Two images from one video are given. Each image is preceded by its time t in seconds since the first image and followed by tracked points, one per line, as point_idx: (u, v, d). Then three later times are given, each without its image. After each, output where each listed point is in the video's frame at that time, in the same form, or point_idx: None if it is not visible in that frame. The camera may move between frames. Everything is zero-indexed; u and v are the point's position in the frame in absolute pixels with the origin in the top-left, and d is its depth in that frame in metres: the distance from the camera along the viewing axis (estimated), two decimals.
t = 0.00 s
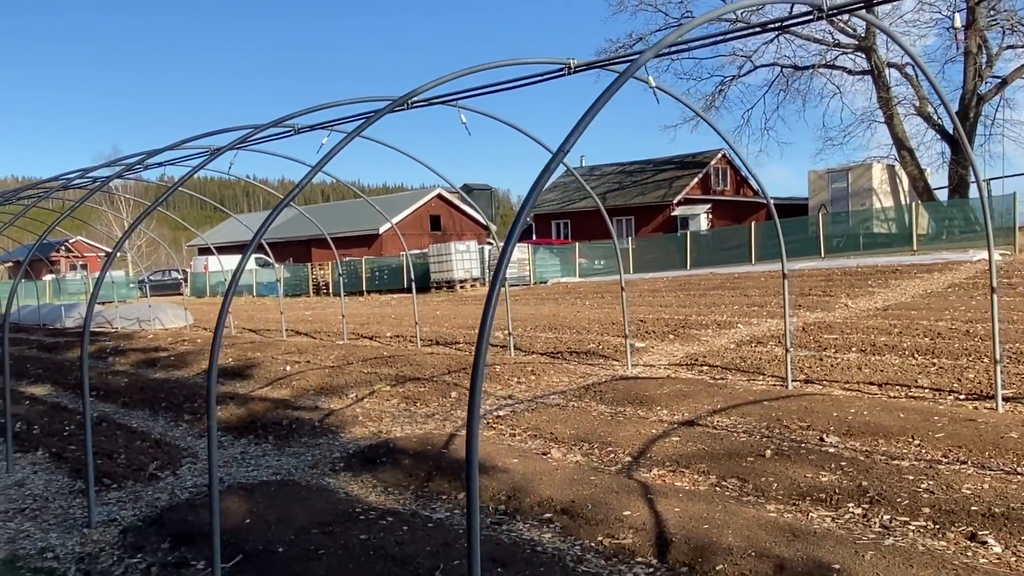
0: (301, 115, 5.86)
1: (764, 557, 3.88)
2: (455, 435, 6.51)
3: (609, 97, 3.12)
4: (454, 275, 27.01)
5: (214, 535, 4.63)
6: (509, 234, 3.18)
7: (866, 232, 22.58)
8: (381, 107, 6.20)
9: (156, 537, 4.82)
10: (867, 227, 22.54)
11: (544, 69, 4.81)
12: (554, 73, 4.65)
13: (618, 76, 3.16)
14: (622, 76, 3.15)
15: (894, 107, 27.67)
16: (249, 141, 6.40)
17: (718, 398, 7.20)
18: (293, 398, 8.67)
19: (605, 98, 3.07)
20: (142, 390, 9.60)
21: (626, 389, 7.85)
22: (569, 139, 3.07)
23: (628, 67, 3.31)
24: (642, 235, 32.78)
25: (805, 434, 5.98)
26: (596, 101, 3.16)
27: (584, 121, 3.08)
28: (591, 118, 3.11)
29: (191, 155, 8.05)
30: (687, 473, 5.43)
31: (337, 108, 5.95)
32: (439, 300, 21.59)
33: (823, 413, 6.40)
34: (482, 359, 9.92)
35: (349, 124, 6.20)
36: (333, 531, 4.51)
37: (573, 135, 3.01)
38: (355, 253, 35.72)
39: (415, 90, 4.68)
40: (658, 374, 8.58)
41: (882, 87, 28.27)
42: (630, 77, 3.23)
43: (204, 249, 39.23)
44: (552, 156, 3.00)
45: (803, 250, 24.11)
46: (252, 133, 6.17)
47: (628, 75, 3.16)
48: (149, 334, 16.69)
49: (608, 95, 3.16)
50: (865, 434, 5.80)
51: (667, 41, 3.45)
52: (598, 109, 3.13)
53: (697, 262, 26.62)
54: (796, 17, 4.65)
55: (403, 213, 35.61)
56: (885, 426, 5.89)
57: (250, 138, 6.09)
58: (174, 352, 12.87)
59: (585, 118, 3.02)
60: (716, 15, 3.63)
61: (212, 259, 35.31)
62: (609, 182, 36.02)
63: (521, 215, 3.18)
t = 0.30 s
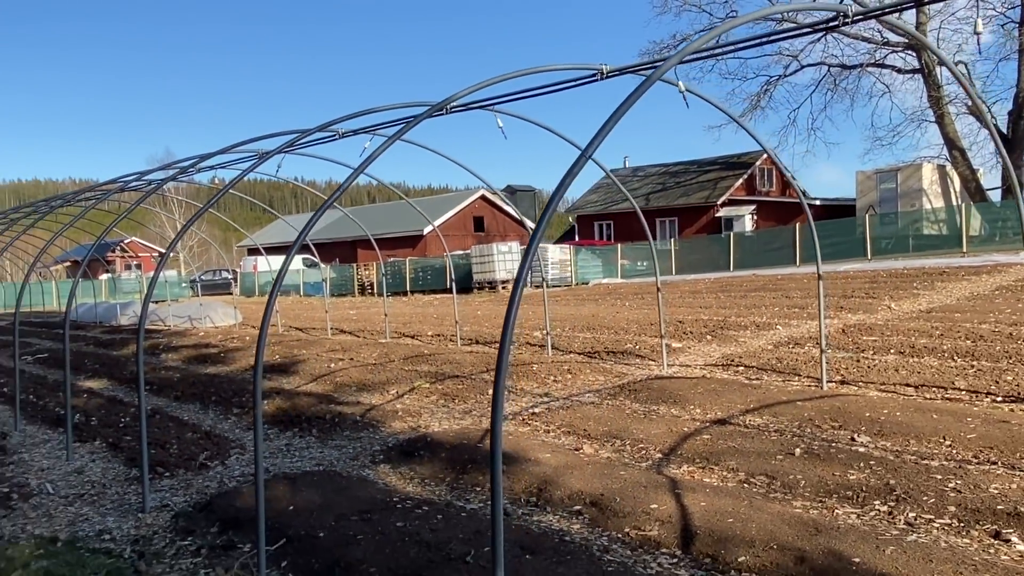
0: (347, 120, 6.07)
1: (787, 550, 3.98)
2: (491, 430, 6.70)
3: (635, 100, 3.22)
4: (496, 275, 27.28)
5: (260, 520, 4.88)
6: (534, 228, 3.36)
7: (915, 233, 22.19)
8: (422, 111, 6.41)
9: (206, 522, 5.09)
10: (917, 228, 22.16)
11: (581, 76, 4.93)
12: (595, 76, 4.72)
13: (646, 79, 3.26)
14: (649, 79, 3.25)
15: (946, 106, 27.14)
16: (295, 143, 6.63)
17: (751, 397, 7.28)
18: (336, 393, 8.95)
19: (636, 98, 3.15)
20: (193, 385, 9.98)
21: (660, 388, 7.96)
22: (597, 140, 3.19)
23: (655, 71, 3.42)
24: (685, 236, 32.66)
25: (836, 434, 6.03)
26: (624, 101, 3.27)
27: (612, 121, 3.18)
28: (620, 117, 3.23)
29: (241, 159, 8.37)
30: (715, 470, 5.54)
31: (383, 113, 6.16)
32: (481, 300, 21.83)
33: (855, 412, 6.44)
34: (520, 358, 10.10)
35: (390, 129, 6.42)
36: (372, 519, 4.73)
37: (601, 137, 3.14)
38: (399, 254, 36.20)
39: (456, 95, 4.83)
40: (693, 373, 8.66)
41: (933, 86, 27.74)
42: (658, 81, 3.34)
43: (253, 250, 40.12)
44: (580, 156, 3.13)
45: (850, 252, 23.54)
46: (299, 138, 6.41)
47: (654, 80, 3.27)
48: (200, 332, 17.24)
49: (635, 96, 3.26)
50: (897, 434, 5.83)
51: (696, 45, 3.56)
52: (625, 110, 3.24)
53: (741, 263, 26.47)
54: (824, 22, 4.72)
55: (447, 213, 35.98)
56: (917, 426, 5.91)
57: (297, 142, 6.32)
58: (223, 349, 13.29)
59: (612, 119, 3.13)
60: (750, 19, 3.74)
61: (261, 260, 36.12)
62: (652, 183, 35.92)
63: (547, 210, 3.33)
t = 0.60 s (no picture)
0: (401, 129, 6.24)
1: (821, 555, 4.02)
2: (536, 433, 6.85)
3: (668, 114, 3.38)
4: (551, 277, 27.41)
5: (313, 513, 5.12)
6: (576, 222, 3.41)
7: (983, 236, 21.86)
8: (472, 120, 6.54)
9: (262, 514, 5.35)
10: (985, 231, 21.84)
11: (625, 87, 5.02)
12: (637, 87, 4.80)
13: (680, 94, 3.42)
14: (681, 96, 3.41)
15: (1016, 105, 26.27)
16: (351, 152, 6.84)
17: (798, 404, 7.27)
18: (388, 393, 9.21)
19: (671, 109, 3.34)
20: (252, 383, 10.38)
21: (706, 393, 8.00)
22: (637, 144, 3.31)
23: (690, 85, 3.55)
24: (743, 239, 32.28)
25: (881, 441, 6.00)
26: (662, 112, 3.37)
27: (651, 129, 3.32)
28: (658, 125, 3.32)
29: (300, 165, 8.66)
30: (756, 475, 5.58)
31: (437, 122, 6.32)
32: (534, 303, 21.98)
33: (903, 420, 6.40)
34: (569, 361, 10.22)
35: (441, 138, 6.58)
36: (417, 515, 4.91)
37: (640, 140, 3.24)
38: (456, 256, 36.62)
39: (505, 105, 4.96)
40: (741, 379, 8.67)
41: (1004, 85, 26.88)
42: (691, 96, 3.48)
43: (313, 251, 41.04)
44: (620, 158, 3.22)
45: (912, 255, 22.97)
46: (354, 146, 6.61)
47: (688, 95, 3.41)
48: (261, 331, 17.78)
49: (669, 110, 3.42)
50: (944, 442, 5.78)
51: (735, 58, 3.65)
52: (663, 122, 3.39)
53: (799, 267, 26.12)
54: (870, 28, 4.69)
55: (503, 216, 36.22)
56: (965, 435, 5.85)
57: (353, 150, 6.52)
58: (283, 349, 13.72)
59: (650, 126, 3.26)
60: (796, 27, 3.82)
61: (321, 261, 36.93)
62: (710, 185, 35.57)
63: (586, 210, 3.41)
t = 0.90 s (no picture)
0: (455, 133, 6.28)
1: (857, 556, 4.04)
2: (583, 432, 6.93)
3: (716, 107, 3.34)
4: (610, 278, 27.38)
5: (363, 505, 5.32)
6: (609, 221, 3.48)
7: None
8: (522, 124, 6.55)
9: (315, 504, 5.58)
10: None
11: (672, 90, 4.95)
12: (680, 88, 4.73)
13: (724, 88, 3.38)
14: (726, 89, 3.38)
15: None
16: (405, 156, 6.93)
17: (850, 407, 7.18)
18: (441, 391, 9.40)
19: (720, 98, 3.26)
20: (312, 379, 10.71)
21: (757, 396, 7.96)
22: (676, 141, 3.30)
23: (733, 81, 3.53)
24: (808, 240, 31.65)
25: (933, 447, 5.90)
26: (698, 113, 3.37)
27: (691, 126, 3.30)
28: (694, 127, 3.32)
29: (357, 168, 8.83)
30: (800, 478, 5.57)
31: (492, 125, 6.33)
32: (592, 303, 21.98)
33: (957, 425, 6.28)
34: (622, 362, 10.26)
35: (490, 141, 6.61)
36: (461, 508, 5.06)
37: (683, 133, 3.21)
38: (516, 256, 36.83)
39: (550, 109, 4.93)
40: (794, 382, 8.58)
41: None
42: (735, 92, 3.45)
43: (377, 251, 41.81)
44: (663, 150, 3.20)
45: (990, 258, 22.22)
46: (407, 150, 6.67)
47: (731, 91, 3.37)
48: (324, 330, 18.27)
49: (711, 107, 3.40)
50: (998, 449, 5.66)
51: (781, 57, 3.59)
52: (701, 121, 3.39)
53: (865, 270, 25.54)
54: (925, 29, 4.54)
55: (564, 216, 36.27)
56: (1021, 443, 5.72)
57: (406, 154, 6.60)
58: (343, 347, 14.09)
59: (695, 118, 3.23)
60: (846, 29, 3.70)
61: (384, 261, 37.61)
62: (775, 185, 34.94)
63: (618, 210, 3.46)
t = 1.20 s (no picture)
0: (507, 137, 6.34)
1: (898, 558, 4.05)
2: (633, 432, 6.99)
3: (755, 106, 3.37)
4: (671, 280, 27.20)
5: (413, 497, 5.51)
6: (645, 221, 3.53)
7: None
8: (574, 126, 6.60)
9: (369, 495, 5.79)
10: None
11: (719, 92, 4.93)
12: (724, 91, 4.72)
13: (762, 90, 3.42)
14: (764, 91, 3.41)
15: None
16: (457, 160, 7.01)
17: (906, 412, 7.06)
18: (495, 390, 9.57)
19: (761, 97, 3.28)
20: (371, 377, 11.01)
21: (811, 399, 7.88)
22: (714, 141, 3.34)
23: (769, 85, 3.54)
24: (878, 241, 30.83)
25: (989, 452, 5.79)
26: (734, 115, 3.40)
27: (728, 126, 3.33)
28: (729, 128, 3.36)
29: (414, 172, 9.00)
30: (849, 481, 5.54)
31: (543, 129, 6.38)
32: (652, 305, 21.88)
33: (1016, 431, 6.14)
34: (676, 364, 10.26)
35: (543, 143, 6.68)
36: (507, 502, 5.20)
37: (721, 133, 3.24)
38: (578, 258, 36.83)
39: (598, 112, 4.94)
40: (852, 385, 8.46)
41: None
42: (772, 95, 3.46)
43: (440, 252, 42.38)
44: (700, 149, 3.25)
45: None
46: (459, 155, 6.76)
47: (770, 93, 3.41)
48: (386, 330, 18.67)
49: (750, 108, 3.43)
50: None
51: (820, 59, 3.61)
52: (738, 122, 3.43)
53: (939, 271, 24.86)
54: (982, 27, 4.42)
55: (625, 218, 36.13)
56: None
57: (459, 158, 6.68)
58: (403, 346, 14.39)
59: (737, 116, 3.26)
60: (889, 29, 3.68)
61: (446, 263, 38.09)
62: (844, 184, 34.13)
63: (654, 210, 3.51)
